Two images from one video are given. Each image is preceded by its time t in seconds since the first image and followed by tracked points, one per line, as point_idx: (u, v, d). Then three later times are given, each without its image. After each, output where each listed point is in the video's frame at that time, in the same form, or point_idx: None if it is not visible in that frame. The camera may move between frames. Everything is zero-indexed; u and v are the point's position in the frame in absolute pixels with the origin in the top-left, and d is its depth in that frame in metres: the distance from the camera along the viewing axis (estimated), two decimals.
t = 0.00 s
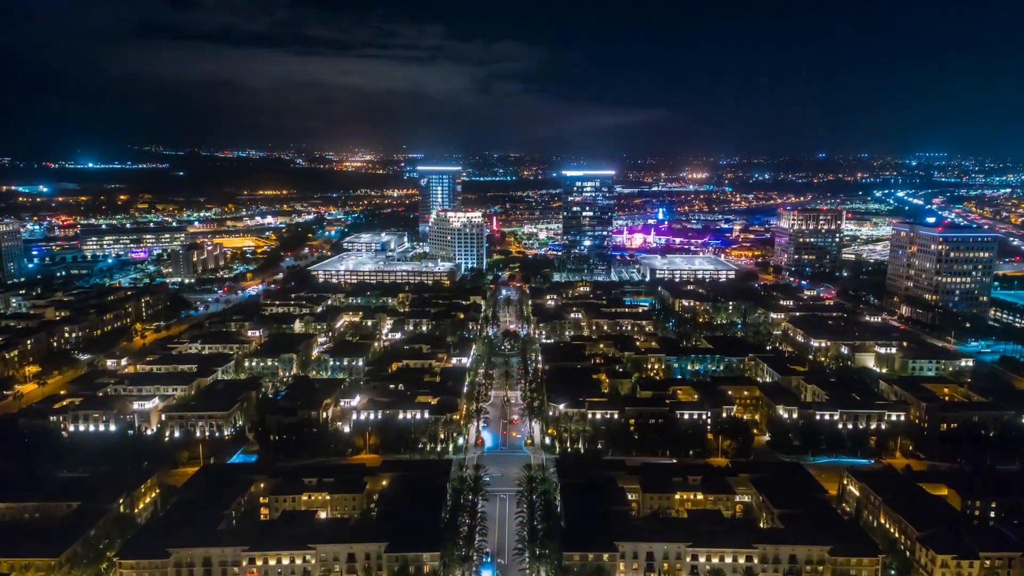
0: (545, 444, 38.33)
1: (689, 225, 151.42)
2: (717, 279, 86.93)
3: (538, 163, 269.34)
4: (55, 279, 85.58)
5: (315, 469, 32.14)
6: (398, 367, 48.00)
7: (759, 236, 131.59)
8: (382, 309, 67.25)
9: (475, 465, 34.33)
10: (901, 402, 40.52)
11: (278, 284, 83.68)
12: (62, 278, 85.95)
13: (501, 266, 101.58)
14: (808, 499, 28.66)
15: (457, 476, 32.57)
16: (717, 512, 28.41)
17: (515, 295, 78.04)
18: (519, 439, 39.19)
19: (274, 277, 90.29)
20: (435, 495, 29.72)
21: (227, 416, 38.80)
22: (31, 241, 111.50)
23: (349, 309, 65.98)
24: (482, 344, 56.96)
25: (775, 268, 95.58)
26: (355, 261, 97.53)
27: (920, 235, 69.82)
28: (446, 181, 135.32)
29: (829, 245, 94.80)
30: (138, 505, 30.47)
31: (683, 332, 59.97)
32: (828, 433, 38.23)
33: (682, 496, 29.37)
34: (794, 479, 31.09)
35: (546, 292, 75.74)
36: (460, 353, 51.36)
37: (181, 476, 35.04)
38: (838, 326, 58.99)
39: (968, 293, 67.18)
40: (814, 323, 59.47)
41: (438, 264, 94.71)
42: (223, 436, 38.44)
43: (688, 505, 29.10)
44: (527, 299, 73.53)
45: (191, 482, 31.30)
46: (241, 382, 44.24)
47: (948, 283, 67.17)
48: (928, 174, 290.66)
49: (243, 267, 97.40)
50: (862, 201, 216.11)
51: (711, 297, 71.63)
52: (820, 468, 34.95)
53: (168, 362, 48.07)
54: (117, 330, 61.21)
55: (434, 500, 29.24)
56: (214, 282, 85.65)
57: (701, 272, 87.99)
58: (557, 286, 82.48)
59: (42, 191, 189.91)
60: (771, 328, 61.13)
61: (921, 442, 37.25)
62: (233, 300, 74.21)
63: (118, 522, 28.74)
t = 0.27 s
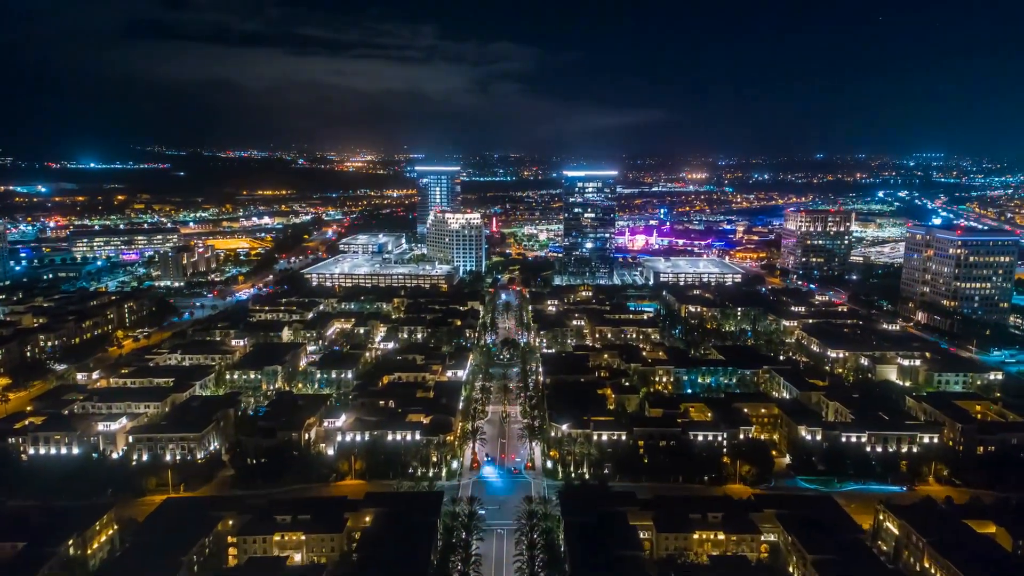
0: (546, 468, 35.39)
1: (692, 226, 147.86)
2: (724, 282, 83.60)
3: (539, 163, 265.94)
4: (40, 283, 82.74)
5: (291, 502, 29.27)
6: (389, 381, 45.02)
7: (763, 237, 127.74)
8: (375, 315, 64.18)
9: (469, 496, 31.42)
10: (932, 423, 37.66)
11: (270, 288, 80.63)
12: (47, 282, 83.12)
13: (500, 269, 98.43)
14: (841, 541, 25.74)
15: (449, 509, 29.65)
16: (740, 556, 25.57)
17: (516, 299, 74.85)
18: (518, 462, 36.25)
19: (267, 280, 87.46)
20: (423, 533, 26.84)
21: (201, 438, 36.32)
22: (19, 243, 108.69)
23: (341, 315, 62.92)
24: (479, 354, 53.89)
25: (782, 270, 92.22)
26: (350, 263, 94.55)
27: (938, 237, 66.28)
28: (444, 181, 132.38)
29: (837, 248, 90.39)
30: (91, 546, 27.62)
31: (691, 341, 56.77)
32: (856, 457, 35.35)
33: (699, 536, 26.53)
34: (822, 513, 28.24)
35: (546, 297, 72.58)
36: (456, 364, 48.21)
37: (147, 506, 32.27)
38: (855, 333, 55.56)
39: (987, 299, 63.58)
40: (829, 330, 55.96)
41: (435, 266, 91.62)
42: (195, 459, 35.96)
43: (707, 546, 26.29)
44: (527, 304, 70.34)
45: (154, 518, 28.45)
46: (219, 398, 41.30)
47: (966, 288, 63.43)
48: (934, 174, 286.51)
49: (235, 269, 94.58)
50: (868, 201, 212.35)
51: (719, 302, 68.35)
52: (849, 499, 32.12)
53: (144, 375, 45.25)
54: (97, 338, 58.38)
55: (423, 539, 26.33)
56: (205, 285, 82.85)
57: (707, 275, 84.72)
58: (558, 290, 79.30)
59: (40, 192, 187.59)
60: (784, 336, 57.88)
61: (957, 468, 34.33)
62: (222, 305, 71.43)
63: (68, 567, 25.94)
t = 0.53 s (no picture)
0: (547, 485, 33.51)
1: (694, 228, 145.87)
2: (728, 286, 81.74)
3: (539, 163, 264.18)
4: (28, 286, 80.79)
5: (275, 524, 27.43)
6: (383, 390, 43.11)
7: (768, 239, 126.33)
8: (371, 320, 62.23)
9: (465, 519, 29.55)
10: (954, 438, 35.97)
11: (264, 292, 78.71)
12: (36, 285, 81.15)
13: (500, 272, 96.56)
14: (866, 569, 23.97)
15: (444, 533, 27.75)
16: None
17: (516, 303, 72.95)
18: (518, 479, 34.38)
19: (261, 283, 85.59)
20: (416, 559, 24.96)
21: (182, 453, 34.57)
22: (10, 245, 106.69)
23: (335, 320, 61.01)
24: (477, 361, 51.98)
25: (787, 273, 90.55)
26: (347, 265, 92.65)
27: (950, 241, 64.39)
28: (443, 182, 130.72)
29: (844, 251, 88.82)
30: (59, 573, 25.78)
31: (697, 348, 54.87)
32: (875, 474, 33.59)
33: (713, 563, 24.76)
34: (843, 537, 26.46)
35: (547, 301, 70.70)
36: (453, 373, 46.30)
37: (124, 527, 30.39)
38: (867, 340, 53.65)
39: (1002, 304, 61.73)
40: (841, 337, 54.33)
41: (434, 269, 89.77)
42: (176, 476, 34.23)
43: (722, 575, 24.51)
44: (527, 308, 68.47)
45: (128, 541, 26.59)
46: (203, 410, 39.42)
47: (980, 293, 61.62)
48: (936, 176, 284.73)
49: (229, 272, 92.74)
50: (871, 203, 210.63)
51: (724, 306, 66.48)
52: (869, 521, 30.38)
53: (128, 384, 43.40)
54: (83, 344, 56.49)
55: (416, 566, 24.46)
56: (197, 288, 80.98)
57: (711, 278, 82.85)
58: (559, 294, 77.48)
59: (36, 193, 185.51)
60: (793, 342, 56.12)
61: (982, 486, 32.58)
62: (214, 309, 69.56)
63: None
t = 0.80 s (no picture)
0: (549, 508, 31.28)
1: (697, 230, 143.67)
2: (734, 290, 79.55)
3: (540, 164, 261.58)
4: (13, 290, 78.28)
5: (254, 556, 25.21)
6: (375, 404, 40.85)
7: (773, 241, 124.43)
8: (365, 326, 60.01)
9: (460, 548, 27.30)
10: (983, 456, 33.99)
11: (256, 296, 76.39)
12: (22, 289, 78.63)
13: (499, 275, 94.37)
14: None
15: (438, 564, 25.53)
16: None
17: (515, 308, 70.76)
18: (517, 501, 32.17)
19: (254, 287, 83.26)
20: None
21: (158, 474, 32.35)
22: None
23: (328, 326, 58.77)
24: (475, 371, 49.74)
25: (795, 277, 88.63)
26: (342, 268, 90.36)
27: (966, 244, 62.32)
28: (441, 183, 128.57)
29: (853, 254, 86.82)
30: None
31: (704, 358, 52.77)
32: (900, 497, 31.53)
33: None
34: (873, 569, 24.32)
35: (548, 305, 68.50)
36: (449, 385, 44.07)
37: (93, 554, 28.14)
38: (883, 350, 51.65)
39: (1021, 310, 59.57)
40: (855, 346, 52.57)
41: (431, 273, 87.54)
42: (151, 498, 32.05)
43: None
44: (527, 314, 66.26)
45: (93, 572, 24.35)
46: (183, 425, 37.22)
47: (998, 299, 59.47)
48: (939, 176, 282.69)
49: (222, 276, 90.41)
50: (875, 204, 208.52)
51: (732, 312, 64.35)
52: (897, 548, 28.31)
53: (106, 397, 41.13)
54: (64, 352, 54.12)
55: None
56: (188, 293, 78.62)
57: (716, 282, 80.66)
58: (560, 298, 75.31)
59: (30, 193, 182.41)
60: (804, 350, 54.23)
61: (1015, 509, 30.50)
62: (204, 315, 67.25)
63: None
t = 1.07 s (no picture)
0: (551, 528, 29.44)
1: (700, 231, 142.19)
2: (739, 294, 77.79)
3: (540, 164, 259.42)
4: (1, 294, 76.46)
5: None
6: (367, 416, 38.97)
7: (777, 243, 122.93)
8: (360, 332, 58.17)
9: None
10: (1010, 474, 32.21)
11: (249, 300, 74.53)
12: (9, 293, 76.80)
13: (499, 277, 92.57)
14: None
15: None
16: None
17: (515, 312, 68.96)
18: (517, 522, 30.26)
19: (248, 290, 81.40)
20: None
21: (136, 493, 30.50)
22: None
23: (321, 332, 56.94)
24: (473, 379, 47.90)
25: (801, 279, 87.07)
26: (338, 271, 88.58)
27: (981, 247, 60.77)
28: (440, 184, 126.67)
29: (861, 257, 85.32)
30: None
31: (710, 366, 51.05)
32: (924, 518, 29.80)
33: None
34: None
35: (549, 310, 66.72)
36: (445, 394, 42.19)
37: None
38: (896, 359, 49.98)
39: None
40: (867, 353, 50.86)
41: (429, 275, 85.75)
42: (128, 520, 30.15)
43: None
44: (527, 318, 64.47)
45: None
46: (165, 440, 35.37)
47: (1014, 303, 57.70)
48: (941, 177, 281.39)
49: (215, 279, 88.61)
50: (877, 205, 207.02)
51: (738, 317, 62.62)
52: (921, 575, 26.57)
53: (86, 409, 39.32)
54: (48, 360, 52.30)
55: None
56: (180, 297, 76.81)
57: (721, 285, 78.90)
58: (562, 302, 73.52)
59: (25, 194, 180.10)
60: (815, 357, 52.52)
61: None
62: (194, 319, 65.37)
63: None
